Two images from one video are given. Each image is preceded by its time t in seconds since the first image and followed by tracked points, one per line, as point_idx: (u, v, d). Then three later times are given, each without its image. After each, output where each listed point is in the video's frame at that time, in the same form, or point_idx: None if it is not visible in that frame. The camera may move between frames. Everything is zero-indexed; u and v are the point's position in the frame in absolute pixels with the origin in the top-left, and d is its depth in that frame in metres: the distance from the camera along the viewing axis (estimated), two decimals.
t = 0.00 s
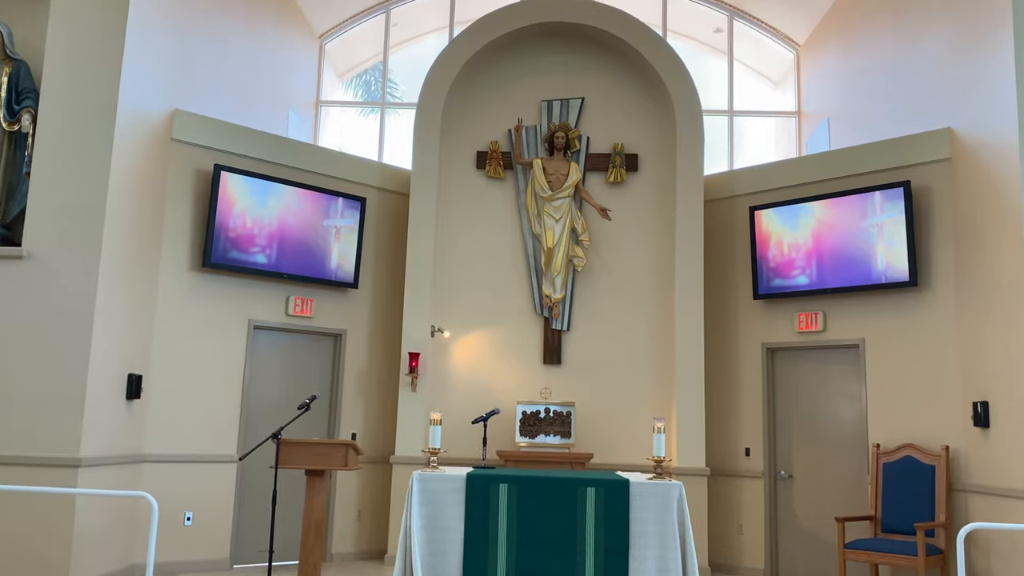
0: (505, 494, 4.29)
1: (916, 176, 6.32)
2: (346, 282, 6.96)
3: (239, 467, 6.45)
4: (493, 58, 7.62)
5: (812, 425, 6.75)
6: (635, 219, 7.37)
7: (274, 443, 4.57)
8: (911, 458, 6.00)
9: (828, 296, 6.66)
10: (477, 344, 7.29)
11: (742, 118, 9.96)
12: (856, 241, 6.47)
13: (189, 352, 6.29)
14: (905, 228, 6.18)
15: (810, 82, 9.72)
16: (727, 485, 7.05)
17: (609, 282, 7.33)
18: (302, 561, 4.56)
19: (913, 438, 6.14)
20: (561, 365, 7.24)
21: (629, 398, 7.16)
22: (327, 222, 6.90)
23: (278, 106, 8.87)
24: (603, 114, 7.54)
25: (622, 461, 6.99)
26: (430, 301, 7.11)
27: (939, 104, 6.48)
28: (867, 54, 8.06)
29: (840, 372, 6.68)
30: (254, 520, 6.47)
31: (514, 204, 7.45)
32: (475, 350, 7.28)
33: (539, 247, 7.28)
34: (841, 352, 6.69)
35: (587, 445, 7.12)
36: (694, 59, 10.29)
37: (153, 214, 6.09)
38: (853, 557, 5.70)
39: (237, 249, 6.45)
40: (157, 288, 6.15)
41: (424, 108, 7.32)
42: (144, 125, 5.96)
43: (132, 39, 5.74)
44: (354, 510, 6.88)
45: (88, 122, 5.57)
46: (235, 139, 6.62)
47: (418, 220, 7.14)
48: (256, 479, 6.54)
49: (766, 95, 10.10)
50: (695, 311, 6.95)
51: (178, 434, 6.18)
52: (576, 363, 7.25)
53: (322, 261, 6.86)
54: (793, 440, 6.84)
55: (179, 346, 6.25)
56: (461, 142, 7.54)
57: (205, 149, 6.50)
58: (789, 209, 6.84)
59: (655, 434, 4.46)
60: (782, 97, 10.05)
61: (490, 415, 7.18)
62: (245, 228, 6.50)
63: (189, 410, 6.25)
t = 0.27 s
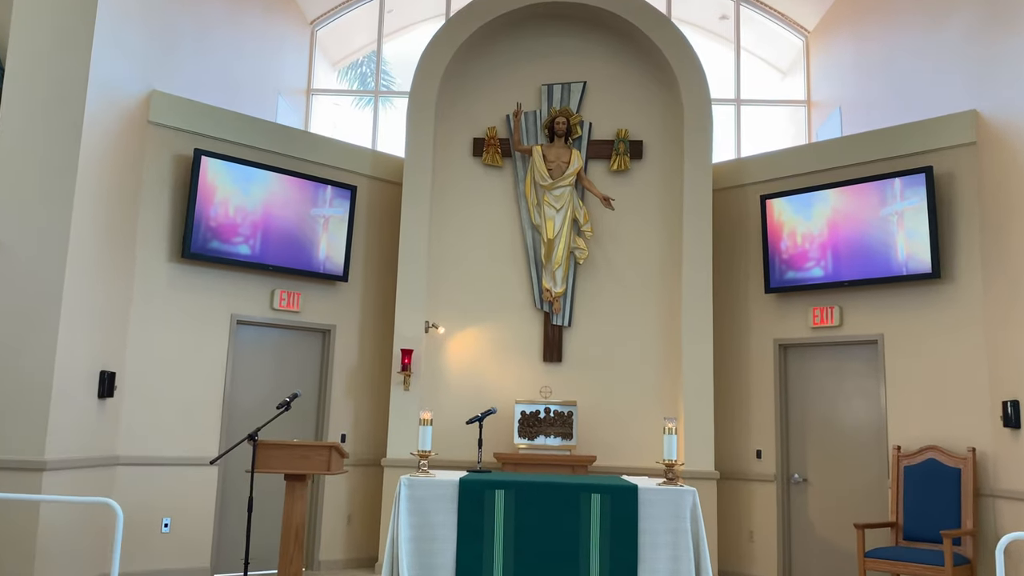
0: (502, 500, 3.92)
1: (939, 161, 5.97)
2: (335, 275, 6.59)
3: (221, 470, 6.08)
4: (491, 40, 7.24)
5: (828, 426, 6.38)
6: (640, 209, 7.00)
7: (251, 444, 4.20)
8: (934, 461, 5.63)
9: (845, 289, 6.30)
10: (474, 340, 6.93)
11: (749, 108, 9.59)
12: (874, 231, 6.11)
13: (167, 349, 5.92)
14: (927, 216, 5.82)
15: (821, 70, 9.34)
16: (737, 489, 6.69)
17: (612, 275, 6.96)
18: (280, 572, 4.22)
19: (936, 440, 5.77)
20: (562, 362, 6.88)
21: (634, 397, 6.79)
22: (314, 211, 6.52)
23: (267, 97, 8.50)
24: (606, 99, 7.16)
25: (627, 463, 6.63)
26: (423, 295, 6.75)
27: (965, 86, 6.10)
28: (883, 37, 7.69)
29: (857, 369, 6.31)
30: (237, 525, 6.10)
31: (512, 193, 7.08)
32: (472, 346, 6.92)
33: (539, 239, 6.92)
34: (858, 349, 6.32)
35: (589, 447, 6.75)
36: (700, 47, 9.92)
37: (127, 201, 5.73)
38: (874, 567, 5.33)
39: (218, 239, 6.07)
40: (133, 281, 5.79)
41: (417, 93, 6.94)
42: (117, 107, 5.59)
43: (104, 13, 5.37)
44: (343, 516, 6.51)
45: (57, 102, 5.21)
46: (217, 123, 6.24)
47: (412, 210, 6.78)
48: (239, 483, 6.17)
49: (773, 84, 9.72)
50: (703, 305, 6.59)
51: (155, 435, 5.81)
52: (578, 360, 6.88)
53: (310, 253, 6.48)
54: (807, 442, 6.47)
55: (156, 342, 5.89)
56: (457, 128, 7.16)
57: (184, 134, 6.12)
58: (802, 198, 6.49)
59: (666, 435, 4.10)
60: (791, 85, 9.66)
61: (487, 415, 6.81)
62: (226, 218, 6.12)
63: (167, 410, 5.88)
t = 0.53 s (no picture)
0: (498, 512, 3.58)
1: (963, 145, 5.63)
2: (324, 269, 6.23)
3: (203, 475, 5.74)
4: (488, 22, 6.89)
5: (844, 426, 6.04)
6: (644, 198, 6.65)
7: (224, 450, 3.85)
8: (960, 464, 5.29)
9: (862, 282, 5.96)
10: (470, 337, 6.59)
11: (756, 95, 9.19)
12: (894, 219, 5.76)
13: (145, 346, 5.58)
14: (952, 203, 5.47)
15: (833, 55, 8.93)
16: (747, 493, 6.35)
17: (616, 268, 6.62)
18: None
19: (960, 442, 5.43)
20: (563, 360, 6.54)
21: (639, 396, 6.45)
22: (302, 201, 6.17)
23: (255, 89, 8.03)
24: (609, 82, 6.80)
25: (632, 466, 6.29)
26: (417, 289, 6.41)
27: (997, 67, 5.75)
28: (900, 16, 7.32)
29: (875, 366, 5.96)
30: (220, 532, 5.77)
31: (510, 182, 6.72)
32: (468, 343, 6.58)
33: (538, 230, 6.57)
34: (876, 345, 5.98)
35: (592, 449, 6.41)
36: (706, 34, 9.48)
37: (101, 190, 5.38)
38: None
39: (200, 230, 5.72)
40: (108, 274, 5.45)
41: (411, 76, 6.60)
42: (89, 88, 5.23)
43: None
44: (333, 522, 6.18)
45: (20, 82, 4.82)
46: (198, 107, 5.92)
47: (405, 200, 6.44)
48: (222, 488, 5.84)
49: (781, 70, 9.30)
50: (712, 299, 6.25)
51: (132, 438, 5.47)
52: (580, 357, 6.54)
53: (297, 245, 6.13)
54: (821, 443, 6.13)
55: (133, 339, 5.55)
56: (453, 114, 6.80)
57: (163, 118, 5.79)
58: (817, 185, 6.15)
59: (676, 439, 3.77)
60: (801, 70, 9.22)
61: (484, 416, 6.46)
62: (208, 207, 5.77)
63: (144, 411, 5.54)
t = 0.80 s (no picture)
0: (492, 524, 3.22)
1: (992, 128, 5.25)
2: (310, 261, 5.86)
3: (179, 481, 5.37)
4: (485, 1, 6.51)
5: (863, 429, 5.68)
6: (650, 187, 6.29)
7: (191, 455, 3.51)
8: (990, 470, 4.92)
9: (882, 275, 5.60)
10: (466, 334, 6.22)
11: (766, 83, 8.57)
12: (917, 208, 5.40)
13: (116, 344, 5.21)
14: (980, 190, 5.10)
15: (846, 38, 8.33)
16: (759, 499, 5.99)
17: (619, 261, 6.25)
18: None
19: (989, 445, 5.06)
20: (563, 358, 6.17)
21: (644, 397, 6.09)
22: (286, 189, 5.80)
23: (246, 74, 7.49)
24: (613, 65, 6.44)
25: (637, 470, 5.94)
26: (409, 283, 6.04)
27: None
28: None
29: (896, 364, 5.60)
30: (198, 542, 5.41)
31: (508, 170, 6.35)
32: (463, 341, 6.21)
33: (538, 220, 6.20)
34: (897, 342, 5.61)
35: (594, 452, 6.04)
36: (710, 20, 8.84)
37: (68, 176, 5.01)
38: None
39: (176, 219, 5.35)
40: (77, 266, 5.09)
41: (402, 58, 6.22)
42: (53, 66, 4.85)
43: None
44: (320, 529, 5.83)
45: None
46: (173, 87, 5.53)
47: (396, 188, 6.07)
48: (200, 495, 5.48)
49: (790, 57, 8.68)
50: (722, 294, 5.88)
51: (102, 443, 5.10)
52: (582, 355, 6.18)
53: (281, 236, 5.76)
54: (838, 446, 5.79)
55: (104, 336, 5.19)
56: (447, 99, 6.43)
57: (135, 99, 5.40)
58: (834, 172, 5.78)
59: (689, 443, 3.39)
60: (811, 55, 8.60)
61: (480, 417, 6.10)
62: (185, 195, 5.40)
63: (114, 414, 5.17)
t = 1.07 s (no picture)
0: (485, 541, 2.87)
1: None
2: (295, 253, 5.49)
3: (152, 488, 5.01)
4: None
5: (883, 430, 5.34)
6: (655, 175, 5.93)
7: (151, 463, 3.16)
8: None
9: (905, 267, 5.24)
10: (460, 329, 5.87)
11: (773, 70, 7.97)
12: (944, 195, 5.03)
13: (84, 342, 4.84)
14: (1013, 175, 4.74)
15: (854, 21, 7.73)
16: (772, 505, 5.63)
17: (624, 253, 5.89)
18: None
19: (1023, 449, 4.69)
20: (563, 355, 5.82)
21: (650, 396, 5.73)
22: (269, 175, 5.43)
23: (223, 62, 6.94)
24: (615, 45, 6.06)
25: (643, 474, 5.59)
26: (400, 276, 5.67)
27: None
28: None
29: (919, 362, 5.24)
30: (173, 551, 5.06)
31: (505, 156, 5.99)
32: (458, 337, 5.86)
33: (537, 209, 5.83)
34: (921, 338, 5.25)
35: (597, 455, 5.68)
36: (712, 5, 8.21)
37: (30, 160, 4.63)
38: None
39: (149, 207, 4.97)
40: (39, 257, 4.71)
41: (392, 37, 5.84)
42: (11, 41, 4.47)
43: None
44: (305, 537, 5.49)
45: None
46: (145, 67, 5.15)
47: (386, 175, 5.70)
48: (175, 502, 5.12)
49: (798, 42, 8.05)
50: (733, 288, 5.52)
51: (67, 448, 4.73)
52: (584, 353, 5.82)
53: (263, 225, 5.39)
54: (858, 449, 5.44)
55: (70, 332, 4.81)
56: (440, 81, 6.05)
57: (105, 78, 5.01)
58: (853, 157, 5.42)
59: (708, 451, 3.04)
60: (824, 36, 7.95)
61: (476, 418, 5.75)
62: (159, 180, 5.02)
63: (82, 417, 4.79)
